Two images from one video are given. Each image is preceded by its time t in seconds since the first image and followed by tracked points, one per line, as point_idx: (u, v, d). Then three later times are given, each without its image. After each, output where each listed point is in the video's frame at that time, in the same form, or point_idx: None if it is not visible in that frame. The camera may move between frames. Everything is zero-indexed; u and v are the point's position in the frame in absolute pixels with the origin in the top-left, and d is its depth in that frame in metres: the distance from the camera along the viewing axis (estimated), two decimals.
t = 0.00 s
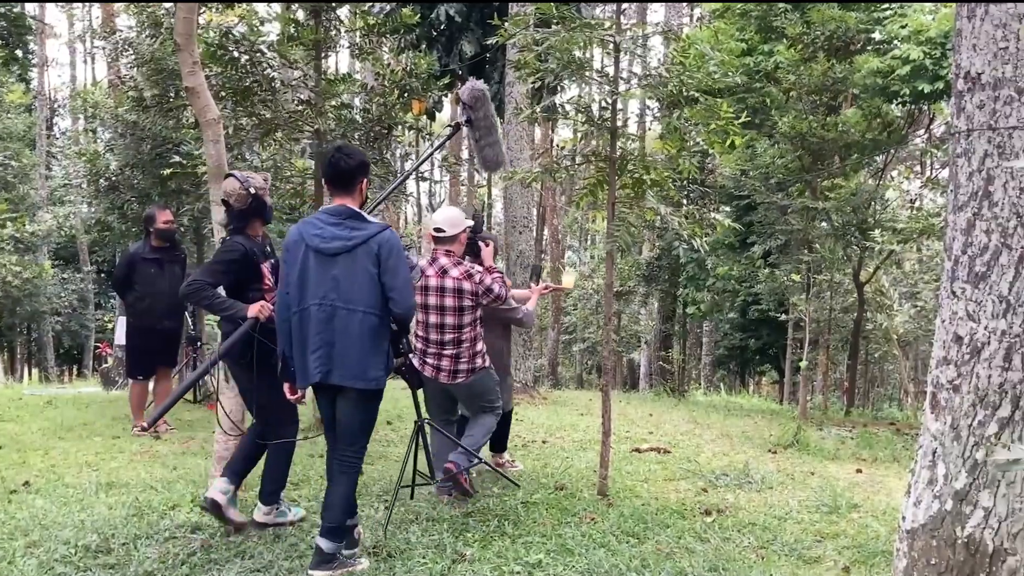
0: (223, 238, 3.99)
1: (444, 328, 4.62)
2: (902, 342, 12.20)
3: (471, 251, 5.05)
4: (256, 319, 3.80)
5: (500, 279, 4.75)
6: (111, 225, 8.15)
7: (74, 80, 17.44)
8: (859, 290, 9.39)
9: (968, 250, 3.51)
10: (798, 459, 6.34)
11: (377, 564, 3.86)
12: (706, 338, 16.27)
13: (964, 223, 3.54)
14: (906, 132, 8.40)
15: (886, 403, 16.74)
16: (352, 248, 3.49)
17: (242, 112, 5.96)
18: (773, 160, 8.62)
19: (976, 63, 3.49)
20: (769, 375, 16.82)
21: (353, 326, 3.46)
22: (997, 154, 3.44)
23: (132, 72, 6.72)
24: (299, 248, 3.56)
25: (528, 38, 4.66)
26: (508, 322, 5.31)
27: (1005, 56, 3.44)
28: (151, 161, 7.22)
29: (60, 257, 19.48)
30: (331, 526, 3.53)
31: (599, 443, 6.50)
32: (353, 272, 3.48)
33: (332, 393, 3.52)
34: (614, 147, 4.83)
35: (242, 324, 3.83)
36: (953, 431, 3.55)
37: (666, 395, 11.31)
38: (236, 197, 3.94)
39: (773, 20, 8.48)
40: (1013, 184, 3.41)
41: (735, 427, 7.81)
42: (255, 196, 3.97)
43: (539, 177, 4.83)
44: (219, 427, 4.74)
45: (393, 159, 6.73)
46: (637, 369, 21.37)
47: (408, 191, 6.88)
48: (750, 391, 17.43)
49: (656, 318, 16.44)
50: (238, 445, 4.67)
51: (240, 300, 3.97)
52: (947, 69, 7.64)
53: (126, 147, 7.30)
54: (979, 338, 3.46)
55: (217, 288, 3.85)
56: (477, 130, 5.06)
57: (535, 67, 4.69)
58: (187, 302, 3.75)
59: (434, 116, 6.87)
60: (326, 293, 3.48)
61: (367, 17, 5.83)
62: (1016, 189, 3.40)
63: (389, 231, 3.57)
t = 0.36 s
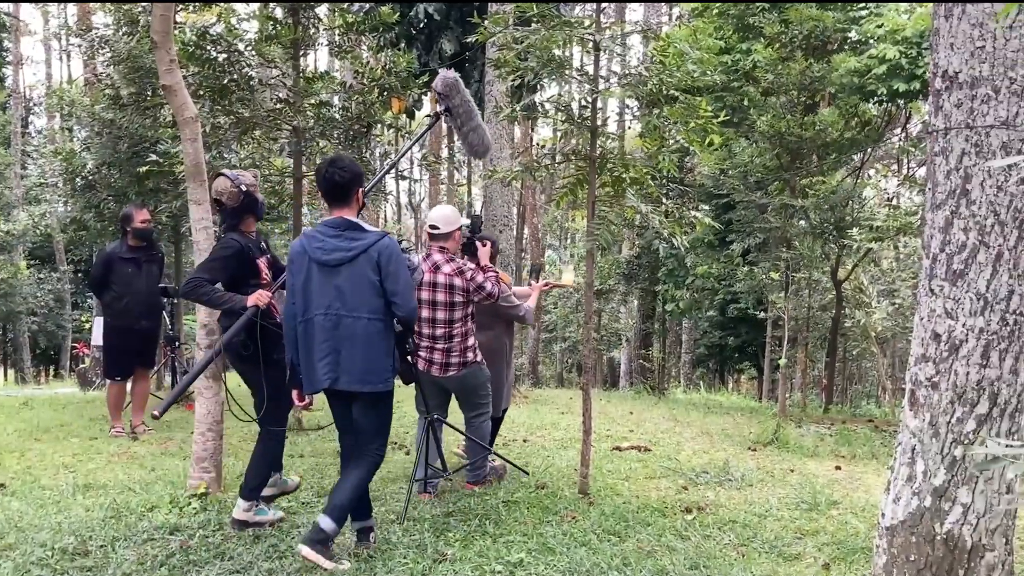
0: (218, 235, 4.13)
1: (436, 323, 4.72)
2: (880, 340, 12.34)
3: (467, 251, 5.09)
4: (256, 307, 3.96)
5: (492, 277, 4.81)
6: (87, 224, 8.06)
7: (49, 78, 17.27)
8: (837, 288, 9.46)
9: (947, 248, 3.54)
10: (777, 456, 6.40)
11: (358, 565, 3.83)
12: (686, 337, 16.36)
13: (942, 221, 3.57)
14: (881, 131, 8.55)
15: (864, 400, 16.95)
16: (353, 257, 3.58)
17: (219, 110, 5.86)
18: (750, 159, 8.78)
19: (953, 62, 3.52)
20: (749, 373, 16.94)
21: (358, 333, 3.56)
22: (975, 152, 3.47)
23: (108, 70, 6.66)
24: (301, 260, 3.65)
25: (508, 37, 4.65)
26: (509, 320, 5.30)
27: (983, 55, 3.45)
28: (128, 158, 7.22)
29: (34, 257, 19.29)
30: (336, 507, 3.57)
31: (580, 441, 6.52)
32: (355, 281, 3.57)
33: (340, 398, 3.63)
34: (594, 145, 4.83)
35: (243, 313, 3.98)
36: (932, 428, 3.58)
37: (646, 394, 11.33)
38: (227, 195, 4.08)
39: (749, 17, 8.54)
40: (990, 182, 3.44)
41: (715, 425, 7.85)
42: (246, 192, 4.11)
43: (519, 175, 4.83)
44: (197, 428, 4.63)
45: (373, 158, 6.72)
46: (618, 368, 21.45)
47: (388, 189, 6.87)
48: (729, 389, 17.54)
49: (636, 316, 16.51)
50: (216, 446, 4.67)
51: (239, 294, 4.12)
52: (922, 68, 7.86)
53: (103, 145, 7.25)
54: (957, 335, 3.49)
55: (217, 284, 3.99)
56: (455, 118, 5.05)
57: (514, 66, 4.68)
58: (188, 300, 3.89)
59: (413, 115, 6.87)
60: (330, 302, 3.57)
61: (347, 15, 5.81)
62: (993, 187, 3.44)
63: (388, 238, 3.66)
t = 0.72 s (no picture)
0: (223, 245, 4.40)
1: (451, 322, 4.87)
2: (860, 339, 12.44)
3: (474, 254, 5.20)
4: (257, 300, 4.14)
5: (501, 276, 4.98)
6: (66, 224, 7.98)
7: (25, 77, 17.09)
8: (818, 288, 9.51)
9: (926, 248, 3.56)
10: (758, 455, 6.44)
11: (339, 565, 3.81)
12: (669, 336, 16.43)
13: (922, 221, 3.60)
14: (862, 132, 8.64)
15: (845, 399, 17.10)
16: (355, 255, 3.92)
17: (201, 110, 5.88)
18: (732, 159, 8.84)
19: (934, 63, 3.53)
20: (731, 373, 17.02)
21: (359, 325, 3.89)
22: (954, 152, 3.50)
23: (87, 70, 6.61)
24: (305, 258, 3.97)
25: (491, 36, 4.63)
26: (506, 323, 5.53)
27: (962, 56, 3.47)
28: (108, 158, 7.16)
29: (12, 258, 19.11)
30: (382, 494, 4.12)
31: (563, 441, 6.52)
32: (357, 277, 3.91)
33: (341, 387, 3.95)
34: (576, 145, 4.84)
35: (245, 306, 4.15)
36: (913, 427, 3.60)
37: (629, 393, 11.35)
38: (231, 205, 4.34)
39: (730, 19, 8.47)
40: (969, 182, 3.46)
41: (697, 424, 7.87)
42: (249, 202, 4.36)
43: (501, 175, 4.83)
44: (178, 428, 4.60)
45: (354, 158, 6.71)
46: (600, 367, 21.48)
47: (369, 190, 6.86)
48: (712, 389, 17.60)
49: (618, 316, 16.55)
50: (197, 447, 4.65)
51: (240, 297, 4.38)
52: (902, 69, 7.58)
53: (82, 146, 7.20)
54: (937, 334, 3.52)
55: (220, 288, 4.28)
56: (444, 117, 5.15)
57: (497, 65, 4.67)
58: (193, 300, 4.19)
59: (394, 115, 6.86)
60: (332, 297, 3.90)
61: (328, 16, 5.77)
62: (972, 187, 3.46)
63: (387, 238, 4.02)
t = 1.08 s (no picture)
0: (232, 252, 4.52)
1: (458, 324, 5.09)
2: (843, 339, 12.54)
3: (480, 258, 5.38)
4: (262, 302, 4.24)
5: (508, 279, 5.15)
6: (47, 224, 7.92)
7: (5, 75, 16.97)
8: (802, 288, 9.56)
9: (908, 249, 3.58)
10: (742, 455, 6.47)
11: (324, 568, 3.79)
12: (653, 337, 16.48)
13: (904, 221, 3.61)
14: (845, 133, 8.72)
15: (828, 398, 17.23)
16: (371, 263, 4.02)
17: (184, 110, 5.90)
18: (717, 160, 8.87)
19: (916, 65, 3.54)
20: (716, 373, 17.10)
21: (372, 331, 3.98)
22: (936, 154, 3.52)
23: (69, 70, 6.59)
24: (317, 264, 4.02)
25: (475, 37, 4.63)
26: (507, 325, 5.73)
27: (943, 58, 3.49)
28: (90, 158, 7.13)
29: None
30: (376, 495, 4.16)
31: (548, 442, 6.54)
32: (372, 283, 4.01)
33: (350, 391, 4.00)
34: (561, 146, 4.85)
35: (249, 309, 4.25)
36: (895, 427, 3.62)
37: (613, 394, 11.37)
38: (241, 214, 4.47)
39: (714, 19, 8.47)
40: (950, 183, 3.48)
41: (681, 424, 7.91)
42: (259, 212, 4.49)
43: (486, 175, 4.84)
44: (162, 431, 4.56)
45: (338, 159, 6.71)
46: (586, 368, 21.52)
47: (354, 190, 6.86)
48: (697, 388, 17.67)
49: (603, 316, 16.60)
50: (181, 449, 4.62)
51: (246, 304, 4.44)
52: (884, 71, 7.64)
53: (64, 146, 7.17)
54: (919, 335, 3.54)
55: (227, 294, 4.35)
56: (443, 121, 5.06)
57: (481, 66, 4.66)
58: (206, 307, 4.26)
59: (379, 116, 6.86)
60: (347, 302, 3.98)
61: (312, 17, 5.73)
62: (954, 188, 3.48)
63: (399, 248, 4.16)
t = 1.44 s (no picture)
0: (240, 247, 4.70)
1: (460, 326, 5.19)
2: (829, 339, 12.63)
3: (484, 261, 5.42)
4: (267, 293, 4.38)
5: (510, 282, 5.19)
6: (32, 226, 7.86)
7: None
8: (787, 289, 9.59)
9: (893, 249, 3.59)
10: (728, 456, 6.51)
11: (310, 570, 3.78)
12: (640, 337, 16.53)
13: (888, 222, 3.62)
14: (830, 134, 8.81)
15: (815, 399, 17.33)
16: (382, 260, 4.25)
17: (169, 111, 5.89)
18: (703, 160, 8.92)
19: (900, 66, 3.56)
20: (703, 373, 17.16)
21: (384, 323, 4.21)
22: (919, 155, 3.53)
23: (53, 70, 6.56)
24: (331, 261, 4.23)
25: (461, 37, 4.63)
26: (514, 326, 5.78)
27: (928, 59, 3.51)
28: (75, 159, 7.09)
29: None
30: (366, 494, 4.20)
31: (535, 443, 6.54)
32: (383, 279, 4.23)
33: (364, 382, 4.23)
34: (547, 147, 4.85)
35: (255, 300, 4.39)
36: (879, 427, 3.64)
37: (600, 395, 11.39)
38: (252, 210, 4.68)
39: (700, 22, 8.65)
40: (934, 184, 3.50)
41: (667, 425, 7.93)
42: (268, 209, 4.69)
43: (472, 176, 4.84)
44: (146, 433, 4.54)
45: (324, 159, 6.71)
46: (573, 369, 21.54)
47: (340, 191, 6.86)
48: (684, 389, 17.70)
49: (590, 317, 16.62)
50: (166, 451, 4.60)
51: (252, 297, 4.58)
52: (870, 74, 7.84)
53: (48, 146, 7.13)
54: (903, 335, 3.55)
55: (233, 285, 4.48)
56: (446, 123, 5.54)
57: (468, 67, 4.65)
58: (211, 297, 4.38)
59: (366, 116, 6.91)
60: (361, 298, 4.20)
61: (298, 16, 5.80)
62: (938, 189, 3.49)
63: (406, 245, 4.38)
